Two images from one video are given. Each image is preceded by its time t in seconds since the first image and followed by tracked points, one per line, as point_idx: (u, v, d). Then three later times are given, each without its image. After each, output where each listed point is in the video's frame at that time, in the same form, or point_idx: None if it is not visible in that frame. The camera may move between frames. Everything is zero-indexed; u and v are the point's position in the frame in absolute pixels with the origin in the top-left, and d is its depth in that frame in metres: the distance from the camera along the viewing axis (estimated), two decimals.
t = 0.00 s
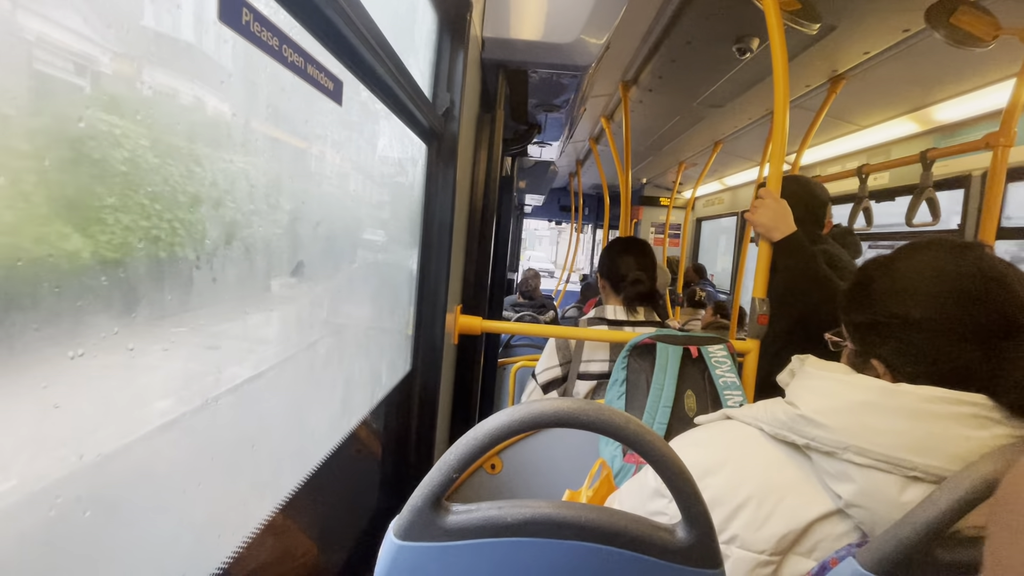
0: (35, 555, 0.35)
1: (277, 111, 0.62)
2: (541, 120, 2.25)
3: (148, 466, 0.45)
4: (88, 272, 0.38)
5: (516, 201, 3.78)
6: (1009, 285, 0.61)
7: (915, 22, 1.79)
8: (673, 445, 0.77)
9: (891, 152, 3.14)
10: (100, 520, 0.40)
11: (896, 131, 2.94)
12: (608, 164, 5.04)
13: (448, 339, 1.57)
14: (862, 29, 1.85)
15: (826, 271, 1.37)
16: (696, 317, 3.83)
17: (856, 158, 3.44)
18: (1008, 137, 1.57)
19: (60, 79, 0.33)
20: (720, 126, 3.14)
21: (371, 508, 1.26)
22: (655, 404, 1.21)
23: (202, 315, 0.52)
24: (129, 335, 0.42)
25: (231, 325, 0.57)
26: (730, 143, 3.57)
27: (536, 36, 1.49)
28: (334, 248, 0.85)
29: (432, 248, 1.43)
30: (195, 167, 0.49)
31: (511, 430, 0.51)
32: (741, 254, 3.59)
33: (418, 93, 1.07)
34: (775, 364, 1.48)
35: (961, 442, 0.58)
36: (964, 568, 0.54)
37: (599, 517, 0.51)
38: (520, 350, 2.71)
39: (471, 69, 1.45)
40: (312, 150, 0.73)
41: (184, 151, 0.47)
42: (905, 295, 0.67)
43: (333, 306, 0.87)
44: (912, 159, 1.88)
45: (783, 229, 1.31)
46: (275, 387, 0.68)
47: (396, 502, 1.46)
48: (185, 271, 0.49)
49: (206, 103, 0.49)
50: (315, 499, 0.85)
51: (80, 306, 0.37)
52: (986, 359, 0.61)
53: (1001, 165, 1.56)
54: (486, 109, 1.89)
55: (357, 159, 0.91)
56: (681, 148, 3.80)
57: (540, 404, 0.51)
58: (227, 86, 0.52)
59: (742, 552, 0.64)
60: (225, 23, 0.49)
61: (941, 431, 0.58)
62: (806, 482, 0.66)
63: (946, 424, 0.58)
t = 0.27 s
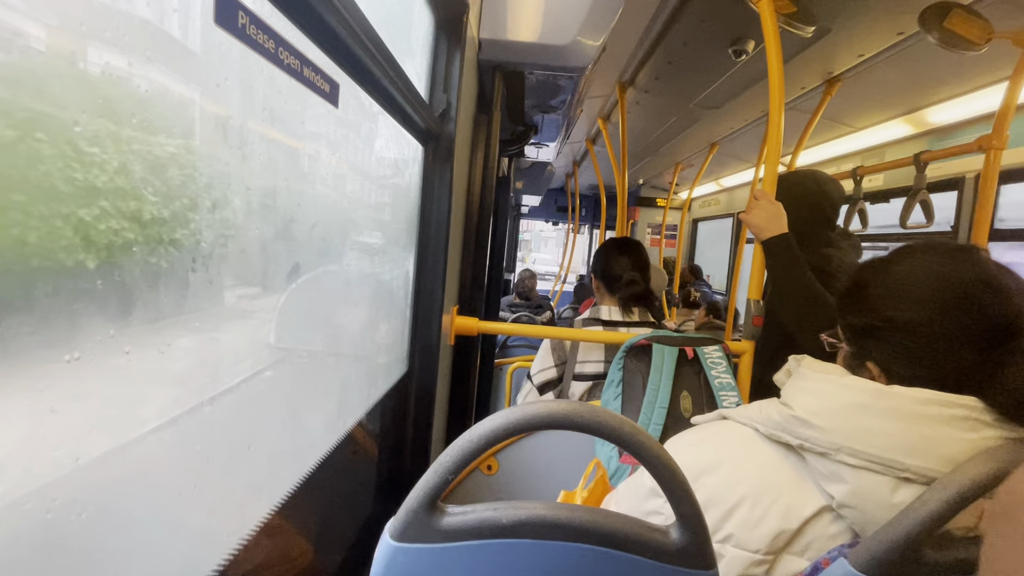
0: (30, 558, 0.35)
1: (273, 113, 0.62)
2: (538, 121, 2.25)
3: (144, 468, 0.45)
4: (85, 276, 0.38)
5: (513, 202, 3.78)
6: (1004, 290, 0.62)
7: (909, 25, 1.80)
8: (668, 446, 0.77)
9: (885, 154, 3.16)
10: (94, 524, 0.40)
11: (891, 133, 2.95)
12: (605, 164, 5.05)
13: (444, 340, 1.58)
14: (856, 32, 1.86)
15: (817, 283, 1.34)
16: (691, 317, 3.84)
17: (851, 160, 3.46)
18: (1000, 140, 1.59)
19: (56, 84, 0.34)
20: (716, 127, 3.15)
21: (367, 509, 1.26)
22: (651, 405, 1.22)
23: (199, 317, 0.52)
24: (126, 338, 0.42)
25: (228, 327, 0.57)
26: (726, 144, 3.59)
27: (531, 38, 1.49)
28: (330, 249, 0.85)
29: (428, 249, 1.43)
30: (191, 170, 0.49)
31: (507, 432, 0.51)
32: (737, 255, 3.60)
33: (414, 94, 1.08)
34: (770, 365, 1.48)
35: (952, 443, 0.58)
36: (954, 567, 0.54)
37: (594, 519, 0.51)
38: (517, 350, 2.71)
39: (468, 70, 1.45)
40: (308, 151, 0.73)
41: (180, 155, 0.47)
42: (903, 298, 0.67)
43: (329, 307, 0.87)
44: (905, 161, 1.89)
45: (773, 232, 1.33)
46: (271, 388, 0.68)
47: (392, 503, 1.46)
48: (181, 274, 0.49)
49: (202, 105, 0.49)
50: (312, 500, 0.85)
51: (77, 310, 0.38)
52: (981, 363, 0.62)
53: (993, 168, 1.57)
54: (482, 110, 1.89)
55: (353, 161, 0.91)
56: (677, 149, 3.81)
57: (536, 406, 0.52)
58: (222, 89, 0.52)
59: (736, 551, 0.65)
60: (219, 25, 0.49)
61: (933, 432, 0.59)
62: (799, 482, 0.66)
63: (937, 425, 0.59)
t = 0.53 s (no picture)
0: (20, 556, 0.35)
1: (267, 115, 0.62)
2: (535, 124, 2.26)
3: (135, 467, 0.45)
4: (76, 276, 0.38)
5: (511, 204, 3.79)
6: (998, 289, 0.62)
7: (903, 28, 1.81)
8: (663, 446, 0.78)
9: (881, 156, 3.17)
10: (84, 523, 0.40)
11: (886, 136, 2.97)
12: (602, 167, 5.06)
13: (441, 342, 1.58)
14: (851, 36, 1.87)
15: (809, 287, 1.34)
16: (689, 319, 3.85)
17: (848, 162, 3.47)
18: (994, 143, 1.60)
19: (48, 86, 0.34)
20: (713, 130, 3.17)
21: (363, 511, 1.26)
22: (647, 408, 1.22)
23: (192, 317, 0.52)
24: (118, 339, 0.43)
25: (222, 327, 0.58)
26: (723, 147, 3.60)
27: (528, 41, 1.50)
28: (325, 251, 0.85)
29: (424, 251, 1.44)
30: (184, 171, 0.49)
31: (499, 432, 0.51)
32: (734, 257, 3.61)
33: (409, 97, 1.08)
34: (767, 366, 1.49)
35: (943, 442, 0.59)
36: (945, 565, 0.55)
37: (585, 518, 0.52)
38: (514, 353, 2.71)
39: (464, 73, 1.46)
40: (301, 153, 0.73)
41: (173, 156, 0.47)
42: (896, 297, 0.68)
43: (324, 308, 0.87)
44: (899, 163, 1.90)
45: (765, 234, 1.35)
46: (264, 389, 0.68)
47: (388, 505, 1.45)
48: (174, 275, 0.49)
49: (195, 106, 0.49)
50: (306, 501, 0.85)
51: (68, 310, 0.38)
52: (974, 361, 0.62)
53: (987, 170, 1.58)
54: (479, 112, 1.89)
55: (348, 163, 0.91)
56: (674, 151, 3.83)
57: (527, 407, 0.52)
58: (216, 91, 0.52)
59: (732, 546, 0.65)
60: (213, 28, 0.49)
61: (924, 431, 0.59)
62: (795, 479, 0.66)
63: (927, 424, 0.59)
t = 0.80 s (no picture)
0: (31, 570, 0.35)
1: (272, 125, 0.63)
2: (535, 129, 2.26)
3: (143, 479, 0.45)
4: (85, 289, 0.38)
5: (511, 209, 3.80)
6: (1007, 292, 0.62)
7: (900, 30, 1.82)
8: (669, 451, 0.77)
9: (880, 157, 3.17)
10: (92, 536, 0.40)
11: (886, 137, 2.97)
12: (602, 171, 5.07)
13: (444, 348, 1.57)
14: (849, 38, 1.88)
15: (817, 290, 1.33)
16: (690, 322, 3.84)
17: (847, 164, 3.48)
18: (994, 143, 1.60)
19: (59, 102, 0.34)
20: (712, 133, 3.18)
21: (368, 519, 1.25)
22: (652, 412, 1.22)
23: (199, 327, 0.53)
24: (127, 350, 0.43)
25: (228, 337, 0.58)
26: (722, 150, 3.61)
27: (527, 47, 1.51)
28: (329, 259, 0.86)
29: (426, 257, 1.44)
30: (191, 183, 0.49)
31: (506, 440, 0.51)
32: (735, 260, 3.61)
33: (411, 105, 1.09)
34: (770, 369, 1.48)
35: (952, 445, 0.58)
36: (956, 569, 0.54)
37: (594, 526, 0.51)
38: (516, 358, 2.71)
39: (464, 80, 1.47)
40: (306, 163, 0.74)
41: (180, 168, 0.47)
42: (905, 298, 0.68)
43: (328, 316, 0.87)
44: (900, 165, 1.90)
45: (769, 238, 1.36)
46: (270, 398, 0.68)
47: (393, 513, 1.45)
48: (181, 285, 0.49)
49: (202, 117, 0.50)
50: (312, 510, 0.84)
51: (78, 324, 0.38)
52: (983, 363, 0.62)
53: (987, 171, 1.58)
54: (480, 119, 1.90)
55: (351, 171, 0.92)
56: (674, 155, 3.84)
57: (534, 414, 0.52)
58: (223, 103, 0.53)
59: (741, 552, 0.64)
60: (220, 41, 0.50)
61: (933, 434, 0.59)
62: (801, 485, 0.66)
63: (936, 426, 0.59)
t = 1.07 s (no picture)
0: None
1: (268, 127, 0.62)
2: (532, 130, 2.27)
3: (140, 483, 0.45)
4: (80, 293, 0.38)
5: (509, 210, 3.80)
6: (986, 287, 0.63)
7: (896, 29, 1.82)
8: (669, 452, 0.77)
9: (877, 155, 3.18)
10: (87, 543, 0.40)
11: (882, 135, 2.98)
12: (600, 171, 5.08)
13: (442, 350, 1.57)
14: (844, 37, 1.88)
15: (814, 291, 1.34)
16: (690, 322, 3.85)
17: (843, 162, 3.49)
18: (989, 140, 1.60)
19: (52, 103, 0.34)
20: (709, 133, 3.18)
21: (368, 522, 1.25)
22: (651, 411, 1.21)
23: (197, 331, 0.52)
24: (124, 353, 0.42)
25: (226, 340, 0.57)
26: (719, 149, 3.62)
27: (525, 48, 1.51)
28: (327, 263, 0.85)
29: (425, 259, 1.44)
30: (187, 185, 0.49)
31: (505, 441, 0.51)
32: (733, 259, 3.62)
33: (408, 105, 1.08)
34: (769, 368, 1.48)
35: (950, 443, 0.58)
36: (957, 567, 0.54)
37: (594, 526, 0.51)
38: (516, 359, 2.71)
39: (461, 81, 1.47)
40: (303, 164, 0.73)
41: (176, 170, 0.47)
42: (886, 298, 0.68)
43: (326, 319, 0.86)
44: (896, 162, 1.90)
45: (768, 236, 1.35)
46: (269, 402, 0.68)
47: (393, 514, 1.45)
48: (177, 289, 0.49)
49: (197, 120, 0.49)
50: (311, 514, 0.84)
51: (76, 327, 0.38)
52: (969, 358, 0.62)
53: (983, 168, 1.58)
54: (477, 120, 1.90)
55: (349, 173, 0.92)
56: (671, 155, 3.84)
57: (533, 414, 0.51)
58: (218, 105, 0.52)
59: (740, 555, 0.64)
60: (215, 42, 0.50)
61: (931, 432, 0.59)
62: (801, 484, 0.66)
63: (935, 424, 0.59)
